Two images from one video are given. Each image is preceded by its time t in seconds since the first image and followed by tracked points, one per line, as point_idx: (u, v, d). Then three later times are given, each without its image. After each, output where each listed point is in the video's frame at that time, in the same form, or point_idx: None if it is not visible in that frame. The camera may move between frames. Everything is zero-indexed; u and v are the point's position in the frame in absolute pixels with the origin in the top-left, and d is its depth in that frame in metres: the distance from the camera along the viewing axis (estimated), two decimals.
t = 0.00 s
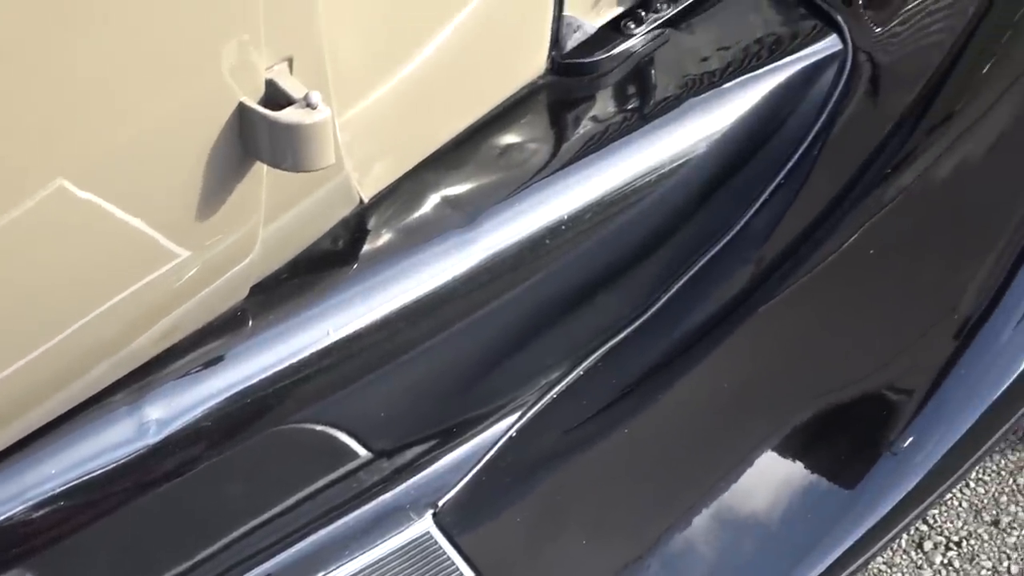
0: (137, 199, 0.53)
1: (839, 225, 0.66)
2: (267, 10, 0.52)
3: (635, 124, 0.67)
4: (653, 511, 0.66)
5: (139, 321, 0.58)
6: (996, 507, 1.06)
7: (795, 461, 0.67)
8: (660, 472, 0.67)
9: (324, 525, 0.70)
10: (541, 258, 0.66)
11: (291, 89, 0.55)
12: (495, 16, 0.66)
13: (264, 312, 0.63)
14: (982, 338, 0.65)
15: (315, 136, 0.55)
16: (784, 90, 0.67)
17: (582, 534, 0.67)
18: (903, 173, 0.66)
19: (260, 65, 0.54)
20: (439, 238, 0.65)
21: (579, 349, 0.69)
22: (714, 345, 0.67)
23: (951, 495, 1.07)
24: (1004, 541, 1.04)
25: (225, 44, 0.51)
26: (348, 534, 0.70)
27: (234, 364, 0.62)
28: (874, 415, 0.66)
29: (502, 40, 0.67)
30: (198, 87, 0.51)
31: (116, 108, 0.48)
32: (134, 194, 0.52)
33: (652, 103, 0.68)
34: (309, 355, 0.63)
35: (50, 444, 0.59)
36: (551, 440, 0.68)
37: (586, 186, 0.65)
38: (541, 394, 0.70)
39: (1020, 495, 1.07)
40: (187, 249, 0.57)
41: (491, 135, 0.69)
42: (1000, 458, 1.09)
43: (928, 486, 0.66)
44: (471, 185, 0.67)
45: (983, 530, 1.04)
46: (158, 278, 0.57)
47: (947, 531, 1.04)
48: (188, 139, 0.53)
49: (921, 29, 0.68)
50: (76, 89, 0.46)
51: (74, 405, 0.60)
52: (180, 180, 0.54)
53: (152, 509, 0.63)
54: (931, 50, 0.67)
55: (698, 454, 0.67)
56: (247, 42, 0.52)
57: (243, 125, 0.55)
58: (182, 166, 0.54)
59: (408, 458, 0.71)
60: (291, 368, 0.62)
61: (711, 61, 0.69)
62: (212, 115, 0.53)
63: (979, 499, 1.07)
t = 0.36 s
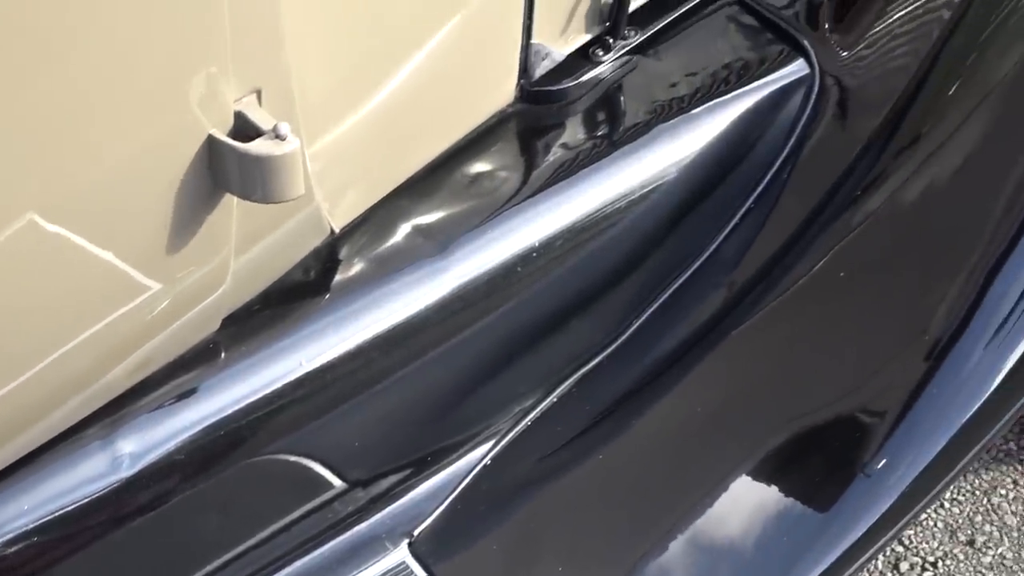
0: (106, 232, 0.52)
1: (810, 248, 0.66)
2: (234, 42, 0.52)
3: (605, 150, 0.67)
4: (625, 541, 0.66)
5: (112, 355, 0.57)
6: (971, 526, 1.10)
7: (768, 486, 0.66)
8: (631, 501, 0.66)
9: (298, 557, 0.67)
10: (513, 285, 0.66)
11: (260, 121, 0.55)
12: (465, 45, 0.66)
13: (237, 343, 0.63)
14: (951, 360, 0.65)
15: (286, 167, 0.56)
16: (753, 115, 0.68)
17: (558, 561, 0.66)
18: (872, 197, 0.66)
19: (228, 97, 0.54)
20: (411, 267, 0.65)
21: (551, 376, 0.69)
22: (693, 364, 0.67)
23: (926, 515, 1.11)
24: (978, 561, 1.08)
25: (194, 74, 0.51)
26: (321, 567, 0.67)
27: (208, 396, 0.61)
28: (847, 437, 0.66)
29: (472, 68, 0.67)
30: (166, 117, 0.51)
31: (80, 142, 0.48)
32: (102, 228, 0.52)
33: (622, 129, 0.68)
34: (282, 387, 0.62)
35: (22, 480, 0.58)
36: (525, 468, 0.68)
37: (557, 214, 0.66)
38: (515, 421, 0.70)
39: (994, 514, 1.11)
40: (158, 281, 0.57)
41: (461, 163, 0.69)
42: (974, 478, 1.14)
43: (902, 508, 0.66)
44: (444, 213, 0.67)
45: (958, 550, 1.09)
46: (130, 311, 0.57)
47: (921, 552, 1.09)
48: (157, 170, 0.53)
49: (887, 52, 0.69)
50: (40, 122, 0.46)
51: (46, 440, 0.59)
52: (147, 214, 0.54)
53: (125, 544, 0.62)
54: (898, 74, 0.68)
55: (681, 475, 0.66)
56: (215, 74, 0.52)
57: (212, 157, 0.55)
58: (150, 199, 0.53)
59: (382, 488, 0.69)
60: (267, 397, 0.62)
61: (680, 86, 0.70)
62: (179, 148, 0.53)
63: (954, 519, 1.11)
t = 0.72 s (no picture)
0: (76, 259, 0.52)
1: (782, 268, 0.67)
2: (206, 72, 0.52)
3: (577, 172, 0.68)
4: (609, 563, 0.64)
5: (85, 385, 0.57)
6: (948, 543, 1.11)
7: (746, 506, 0.65)
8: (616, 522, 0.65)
9: None
10: (487, 309, 0.66)
11: (232, 148, 0.55)
12: (436, 69, 0.66)
13: (211, 371, 0.62)
14: (925, 377, 0.65)
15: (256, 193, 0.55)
16: (725, 136, 0.68)
17: None
18: (843, 217, 0.66)
19: (200, 125, 0.54)
20: (385, 292, 0.65)
21: (527, 399, 0.69)
22: (668, 385, 0.67)
23: (902, 532, 1.12)
24: None
25: (164, 103, 0.51)
26: None
27: (182, 424, 0.61)
28: (823, 457, 0.66)
29: (444, 92, 0.67)
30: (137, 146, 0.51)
31: (48, 173, 0.48)
32: (71, 256, 0.52)
33: (594, 151, 0.69)
34: (257, 416, 0.62)
35: None
36: (502, 491, 0.67)
37: (529, 238, 0.66)
38: (492, 444, 0.69)
39: (971, 530, 1.12)
40: (131, 309, 0.56)
41: (433, 188, 0.69)
42: (951, 494, 1.15)
43: (877, 526, 0.66)
44: (417, 238, 0.67)
45: (936, 567, 1.09)
46: (103, 342, 0.56)
47: (899, 569, 1.09)
48: (127, 197, 0.52)
49: (855, 73, 0.70)
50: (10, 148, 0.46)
51: (19, 471, 0.58)
52: (120, 244, 0.54)
53: None
54: (869, 92, 0.69)
55: (658, 496, 0.65)
56: (186, 102, 0.52)
57: (183, 185, 0.54)
58: (121, 228, 0.53)
59: (360, 514, 0.67)
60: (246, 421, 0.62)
61: (651, 108, 0.70)
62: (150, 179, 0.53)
63: (932, 536, 1.11)
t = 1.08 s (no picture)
0: (49, 287, 0.51)
1: (759, 290, 0.67)
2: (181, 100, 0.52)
3: (553, 197, 0.68)
4: None
5: (63, 413, 0.56)
6: (928, 562, 1.14)
7: (725, 528, 0.66)
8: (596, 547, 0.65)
9: None
10: (465, 334, 0.66)
11: (207, 177, 0.54)
12: (409, 96, 0.66)
13: (189, 400, 0.61)
14: (902, 399, 0.67)
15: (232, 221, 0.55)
16: (699, 158, 0.69)
17: None
18: (817, 238, 0.67)
19: (174, 153, 0.53)
20: (362, 318, 0.65)
21: (504, 425, 0.68)
22: (648, 407, 0.66)
23: (883, 552, 1.14)
24: None
25: (138, 132, 0.51)
26: None
27: (161, 453, 0.60)
28: (802, 478, 0.67)
29: (418, 119, 0.67)
30: (111, 173, 0.50)
31: (20, 201, 0.47)
32: (44, 283, 0.51)
33: (570, 175, 0.69)
34: (234, 445, 0.61)
35: None
36: (481, 517, 0.65)
37: (505, 263, 0.66)
38: (471, 469, 0.67)
39: (950, 548, 1.15)
40: (108, 338, 0.55)
41: (409, 214, 0.69)
42: (930, 513, 1.18)
43: (856, 546, 0.68)
44: (394, 265, 0.67)
45: None
46: (80, 372, 0.55)
47: None
48: (102, 224, 0.51)
49: (829, 93, 0.70)
50: None
51: None
52: (93, 270, 0.53)
53: None
54: (840, 116, 0.69)
55: (644, 522, 0.66)
56: (160, 132, 0.52)
57: (159, 215, 0.54)
58: (95, 256, 0.52)
59: (339, 541, 0.64)
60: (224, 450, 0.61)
61: (625, 132, 0.71)
62: (124, 207, 0.52)
63: (911, 555, 1.14)
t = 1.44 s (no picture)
0: (22, 319, 0.51)
1: (734, 316, 0.67)
2: (155, 134, 0.52)
3: (528, 226, 0.68)
4: None
5: (43, 445, 0.55)
6: None
7: (705, 556, 0.67)
8: None
9: None
10: (441, 362, 0.65)
11: (180, 210, 0.54)
12: (383, 127, 0.66)
13: (166, 434, 0.60)
14: (878, 423, 0.67)
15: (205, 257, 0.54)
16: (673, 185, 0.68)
17: None
18: (791, 261, 0.67)
19: (147, 185, 0.53)
20: (337, 351, 0.64)
21: (483, 454, 0.67)
22: (628, 433, 0.66)
23: None
24: None
25: (112, 167, 0.51)
26: None
27: (138, 488, 0.58)
28: (779, 503, 0.67)
29: (392, 150, 0.67)
30: (85, 208, 0.50)
31: None
32: (18, 315, 0.50)
33: (544, 204, 0.69)
34: (211, 479, 0.60)
35: None
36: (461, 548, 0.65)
37: (481, 292, 0.66)
38: (448, 500, 0.66)
39: (929, 572, 1.15)
40: (84, 372, 0.55)
41: (384, 245, 0.69)
42: (908, 537, 1.18)
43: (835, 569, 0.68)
44: (369, 296, 0.67)
45: None
46: (57, 406, 0.55)
47: None
48: (75, 258, 0.51)
49: (801, 117, 0.70)
50: None
51: None
52: (66, 304, 0.52)
53: None
54: (815, 140, 0.69)
55: (621, 552, 0.66)
56: (134, 165, 0.52)
57: (134, 249, 0.54)
58: (68, 290, 0.52)
59: None
60: (196, 486, 0.59)
61: (599, 161, 0.71)
62: (98, 240, 0.52)
63: None
